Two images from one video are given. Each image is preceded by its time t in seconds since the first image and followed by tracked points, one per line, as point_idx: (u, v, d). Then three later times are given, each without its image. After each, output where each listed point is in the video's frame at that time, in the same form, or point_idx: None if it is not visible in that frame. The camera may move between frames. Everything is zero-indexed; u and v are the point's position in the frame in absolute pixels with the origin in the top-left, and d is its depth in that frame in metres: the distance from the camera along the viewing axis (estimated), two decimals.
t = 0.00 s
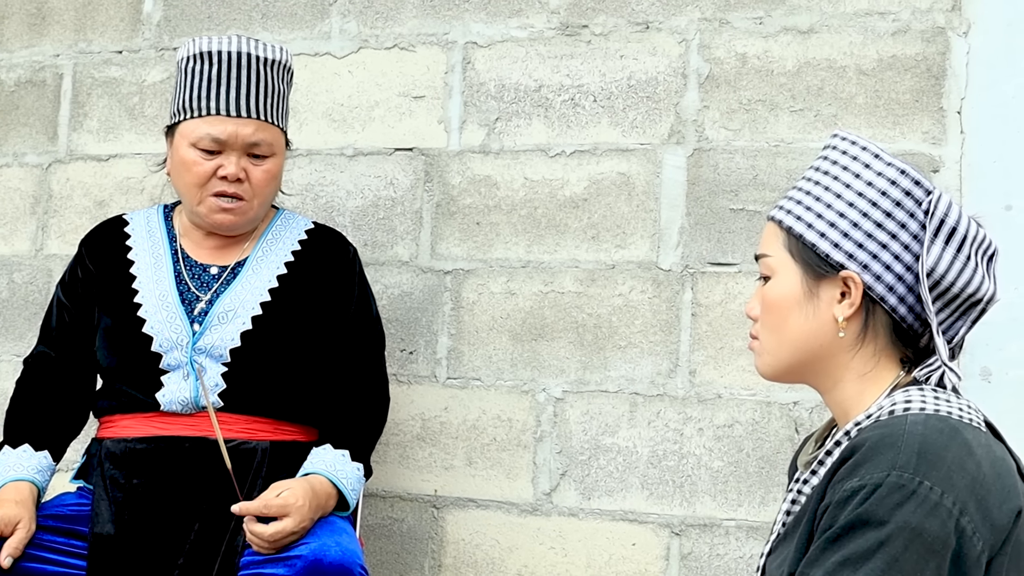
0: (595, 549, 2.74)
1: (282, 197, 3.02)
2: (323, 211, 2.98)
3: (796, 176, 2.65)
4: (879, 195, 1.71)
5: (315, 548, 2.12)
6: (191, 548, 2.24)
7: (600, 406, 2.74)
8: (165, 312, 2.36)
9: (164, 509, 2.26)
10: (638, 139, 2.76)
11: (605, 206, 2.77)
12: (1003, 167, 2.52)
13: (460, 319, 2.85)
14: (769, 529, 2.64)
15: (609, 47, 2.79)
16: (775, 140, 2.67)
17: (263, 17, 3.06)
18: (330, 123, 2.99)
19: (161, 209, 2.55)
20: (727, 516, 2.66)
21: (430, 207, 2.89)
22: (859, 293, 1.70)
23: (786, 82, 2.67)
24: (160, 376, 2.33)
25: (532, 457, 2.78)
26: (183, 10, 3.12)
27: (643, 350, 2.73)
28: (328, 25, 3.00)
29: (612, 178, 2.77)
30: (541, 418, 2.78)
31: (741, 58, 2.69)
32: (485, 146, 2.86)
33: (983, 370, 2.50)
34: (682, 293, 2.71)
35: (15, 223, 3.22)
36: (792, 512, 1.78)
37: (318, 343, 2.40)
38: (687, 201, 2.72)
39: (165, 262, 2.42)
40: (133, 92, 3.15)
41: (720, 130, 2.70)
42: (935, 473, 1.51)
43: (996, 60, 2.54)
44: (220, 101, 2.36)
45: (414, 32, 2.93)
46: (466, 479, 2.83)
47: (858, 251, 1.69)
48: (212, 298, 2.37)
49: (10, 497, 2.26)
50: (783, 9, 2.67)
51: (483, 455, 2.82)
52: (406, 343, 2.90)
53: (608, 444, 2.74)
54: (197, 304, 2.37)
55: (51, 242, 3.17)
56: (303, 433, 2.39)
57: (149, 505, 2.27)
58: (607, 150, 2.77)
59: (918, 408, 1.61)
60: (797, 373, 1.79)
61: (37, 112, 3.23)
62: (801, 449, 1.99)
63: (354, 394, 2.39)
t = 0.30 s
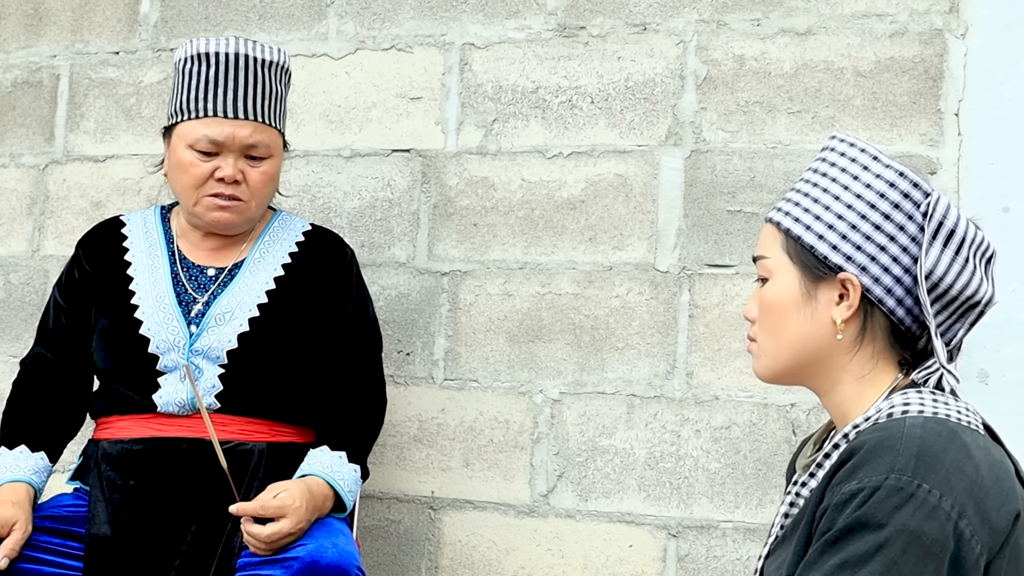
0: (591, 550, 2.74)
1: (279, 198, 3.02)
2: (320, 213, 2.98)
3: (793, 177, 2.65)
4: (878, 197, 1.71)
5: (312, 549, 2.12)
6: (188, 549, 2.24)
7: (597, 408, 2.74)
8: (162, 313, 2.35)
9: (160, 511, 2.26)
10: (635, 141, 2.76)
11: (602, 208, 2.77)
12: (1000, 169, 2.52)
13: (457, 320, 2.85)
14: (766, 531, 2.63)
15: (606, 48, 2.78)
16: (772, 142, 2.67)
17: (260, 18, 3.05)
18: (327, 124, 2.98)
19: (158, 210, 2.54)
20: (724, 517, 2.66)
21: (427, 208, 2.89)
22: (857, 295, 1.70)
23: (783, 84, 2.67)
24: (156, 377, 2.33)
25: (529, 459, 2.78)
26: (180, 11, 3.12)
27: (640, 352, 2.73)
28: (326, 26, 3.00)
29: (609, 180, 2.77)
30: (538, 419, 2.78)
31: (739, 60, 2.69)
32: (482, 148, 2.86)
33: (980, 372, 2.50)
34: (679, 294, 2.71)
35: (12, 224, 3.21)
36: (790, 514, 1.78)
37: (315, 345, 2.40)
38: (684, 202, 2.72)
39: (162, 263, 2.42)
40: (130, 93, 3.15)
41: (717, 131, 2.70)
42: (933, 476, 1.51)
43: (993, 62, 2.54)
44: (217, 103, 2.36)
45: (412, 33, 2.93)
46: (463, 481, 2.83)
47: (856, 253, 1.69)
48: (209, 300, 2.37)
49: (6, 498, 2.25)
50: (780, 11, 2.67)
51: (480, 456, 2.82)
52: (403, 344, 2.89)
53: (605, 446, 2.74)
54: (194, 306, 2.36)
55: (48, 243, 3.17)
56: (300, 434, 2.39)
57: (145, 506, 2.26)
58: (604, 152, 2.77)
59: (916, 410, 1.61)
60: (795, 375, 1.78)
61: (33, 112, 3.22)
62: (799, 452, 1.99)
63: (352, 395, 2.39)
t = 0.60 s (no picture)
0: (590, 551, 2.74)
1: (277, 199, 3.02)
2: (319, 214, 2.98)
3: (792, 179, 2.65)
4: (877, 199, 1.71)
5: (310, 550, 2.12)
6: (187, 550, 2.24)
7: (595, 409, 2.74)
8: (161, 314, 2.35)
9: (159, 512, 2.26)
10: (634, 142, 2.76)
11: (601, 209, 2.77)
12: (999, 171, 2.52)
13: (456, 321, 2.85)
14: (765, 532, 2.63)
15: (605, 49, 2.78)
16: (771, 143, 2.67)
17: (259, 19, 3.05)
18: (326, 125, 2.98)
19: (157, 211, 2.54)
20: (723, 519, 2.66)
21: (426, 209, 2.89)
22: (856, 297, 1.70)
23: (782, 85, 2.67)
24: (155, 379, 2.32)
25: (528, 460, 2.78)
26: (178, 11, 3.12)
27: (639, 353, 2.73)
28: (325, 27, 3.00)
29: (608, 181, 2.77)
30: (537, 420, 2.78)
31: (738, 61, 2.69)
32: (481, 149, 2.86)
33: (979, 373, 2.50)
34: (678, 296, 2.71)
35: (11, 224, 3.21)
36: (790, 516, 1.78)
37: (314, 346, 2.40)
38: (683, 203, 2.72)
39: (161, 264, 2.42)
40: (129, 93, 3.15)
41: (716, 133, 2.70)
42: (933, 478, 1.51)
43: (993, 64, 2.54)
44: (214, 105, 2.36)
45: (411, 34, 2.93)
46: (462, 482, 2.83)
47: (855, 254, 1.69)
48: (207, 301, 2.37)
49: (5, 499, 2.25)
50: (779, 12, 2.67)
51: (479, 457, 2.82)
52: (402, 345, 2.89)
53: (604, 447, 2.74)
54: (192, 307, 2.36)
55: (46, 244, 3.17)
56: (299, 435, 2.39)
57: (144, 507, 2.26)
58: (603, 153, 2.77)
59: (916, 412, 1.61)
60: (794, 377, 1.78)
61: (32, 113, 3.22)
62: (799, 454, 1.98)
63: (351, 396, 2.39)
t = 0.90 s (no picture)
0: (590, 553, 2.74)
1: (278, 201, 3.02)
2: (319, 215, 2.98)
3: (792, 181, 2.66)
4: (878, 202, 1.71)
5: (311, 552, 2.12)
6: (187, 551, 2.24)
7: (595, 410, 2.74)
8: (160, 316, 2.35)
9: (159, 513, 2.26)
10: (634, 144, 2.76)
11: (601, 211, 2.77)
12: (998, 173, 2.53)
13: (456, 323, 2.85)
14: (764, 534, 2.64)
15: (605, 51, 2.79)
16: (771, 145, 2.67)
17: (259, 20, 3.05)
18: (326, 127, 2.99)
19: (156, 213, 2.54)
20: (722, 520, 2.66)
21: (425, 210, 2.89)
22: (856, 299, 1.70)
23: (782, 88, 2.67)
24: (155, 380, 2.32)
25: (527, 461, 2.78)
26: (179, 13, 3.12)
27: (639, 354, 2.73)
28: (324, 28, 3.00)
29: (608, 183, 2.77)
30: (537, 422, 2.78)
31: (738, 63, 2.70)
32: (481, 150, 2.86)
33: (978, 375, 2.51)
34: (678, 297, 2.71)
35: (10, 225, 3.21)
36: (790, 519, 1.78)
37: (314, 347, 2.40)
38: (683, 205, 2.72)
39: (161, 266, 2.42)
40: (130, 95, 3.15)
41: (716, 135, 2.70)
42: (933, 481, 1.51)
43: (992, 66, 2.55)
44: (213, 108, 2.36)
45: (411, 36, 2.93)
46: (461, 483, 2.83)
47: (856, 257, 1.70)
48: (207, 303, 2.37)
49: (5, 500, 2.25)
50: (779, 14, 2.68)
51: (479, 459, 2.82)
52: (402, 346, 2.89)
53: (604, 448, 2.74)
54: (192, 309, 2.36)
55: (46, 245, 3.17)
56: (299, 437, 2.39)
57: (144, 509, 2.26)
58: (603, 155, 2.77)
59: (916, 415, 1.61)
60: (795, 379, 1.79)
61: (32, 114, 3.22)
62: (800, 456, 1.99)
63: (351, 397, 2.39)
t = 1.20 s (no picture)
0: (590, 554, 2.74)
1: (278, 202, 3.02)
2: (319, 216, 2.99)
3: (792, 183, 2.66)
4: (878, 204, 1.72)
5: (312, 552, 2.12)
6: (188, 552, 2.24)
7: (595, 411, 2.74)
8: (161, 317, 2.35)
9: (160, 514, 2.26)
10: (635, 145, 2.76)
11: (602, 212, 2.77)
12: (998, 175, 2.53)
13: (456, 324, 2.85)
14: (764, 535, 2.64)
15: (606, 53, 2.79)
16: (772, 147, 2.67)
17: (260, 22, 3.06)
18: (327, 128, 2.99)
19: (157, 214, 2.55)
20: (722, 522, 2.67)
21: (426, 211, 2.90)
22: (857, 300, 1.70)
23: (783, 89, 2.67)
24: (156, 381, 2.33)
25: (528, 462, 2.79)
26: (180, 14, 3.12)
27: (639, 356, 2.73)
28: (325, 30, 3.00)
29: (608, 185, 2.77)
30: (537, 423, 2.78)
31: (738, 65, 2.70)
32: (482, 152, 2.86)
33: (978, 377, 2.51)
34: (678, 299, 2.72)
35: (11, 226, 3.21)
36: (791, 520, 1.78)
37: (314, 348, 2.40)
38: (683, 207, 2.72)
39: (162, 267, 2.42)
40: (130, 95, 3.15)
41: (716, 136, 2.71)
42: (933, 482, 1.52)
43: (992, 68, 2.55)
44: (213, 110, 2.36)
45: (412, 37, 2.93)
46: (462, 484, 2.83)
47: (856, 259, 1.70)
48: (208, 304, 2.37)
49: (6, 500, 2.26)
50: (779, 16, 2.68)
51: (479, 460, 2.82)
52: (402, 347, 2.90)
53: (604, 449, 2.74)
54: (193, 310, 2.37)
55: (47, 245, 3.17)
56: (300, 437, 2.39)
57: (145, 509, 2.27)
58: (604, 156, 2.78)
59: (916, 416, 1.61)
60: (795, 381, 1.79)
61: (33, 115, 3.22)
62: (800, 458, 1.99)
63: (352, 398, 2.39)
